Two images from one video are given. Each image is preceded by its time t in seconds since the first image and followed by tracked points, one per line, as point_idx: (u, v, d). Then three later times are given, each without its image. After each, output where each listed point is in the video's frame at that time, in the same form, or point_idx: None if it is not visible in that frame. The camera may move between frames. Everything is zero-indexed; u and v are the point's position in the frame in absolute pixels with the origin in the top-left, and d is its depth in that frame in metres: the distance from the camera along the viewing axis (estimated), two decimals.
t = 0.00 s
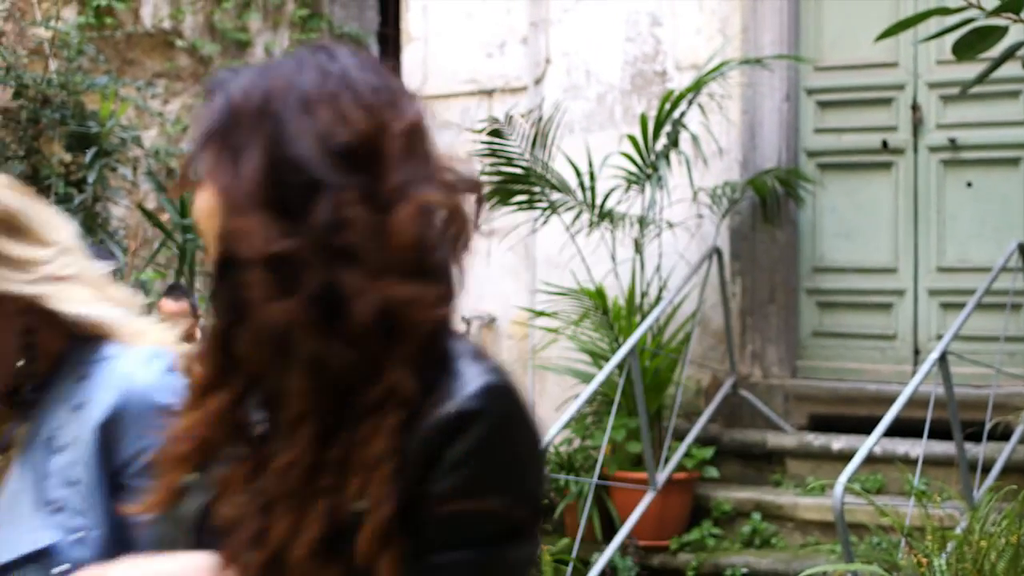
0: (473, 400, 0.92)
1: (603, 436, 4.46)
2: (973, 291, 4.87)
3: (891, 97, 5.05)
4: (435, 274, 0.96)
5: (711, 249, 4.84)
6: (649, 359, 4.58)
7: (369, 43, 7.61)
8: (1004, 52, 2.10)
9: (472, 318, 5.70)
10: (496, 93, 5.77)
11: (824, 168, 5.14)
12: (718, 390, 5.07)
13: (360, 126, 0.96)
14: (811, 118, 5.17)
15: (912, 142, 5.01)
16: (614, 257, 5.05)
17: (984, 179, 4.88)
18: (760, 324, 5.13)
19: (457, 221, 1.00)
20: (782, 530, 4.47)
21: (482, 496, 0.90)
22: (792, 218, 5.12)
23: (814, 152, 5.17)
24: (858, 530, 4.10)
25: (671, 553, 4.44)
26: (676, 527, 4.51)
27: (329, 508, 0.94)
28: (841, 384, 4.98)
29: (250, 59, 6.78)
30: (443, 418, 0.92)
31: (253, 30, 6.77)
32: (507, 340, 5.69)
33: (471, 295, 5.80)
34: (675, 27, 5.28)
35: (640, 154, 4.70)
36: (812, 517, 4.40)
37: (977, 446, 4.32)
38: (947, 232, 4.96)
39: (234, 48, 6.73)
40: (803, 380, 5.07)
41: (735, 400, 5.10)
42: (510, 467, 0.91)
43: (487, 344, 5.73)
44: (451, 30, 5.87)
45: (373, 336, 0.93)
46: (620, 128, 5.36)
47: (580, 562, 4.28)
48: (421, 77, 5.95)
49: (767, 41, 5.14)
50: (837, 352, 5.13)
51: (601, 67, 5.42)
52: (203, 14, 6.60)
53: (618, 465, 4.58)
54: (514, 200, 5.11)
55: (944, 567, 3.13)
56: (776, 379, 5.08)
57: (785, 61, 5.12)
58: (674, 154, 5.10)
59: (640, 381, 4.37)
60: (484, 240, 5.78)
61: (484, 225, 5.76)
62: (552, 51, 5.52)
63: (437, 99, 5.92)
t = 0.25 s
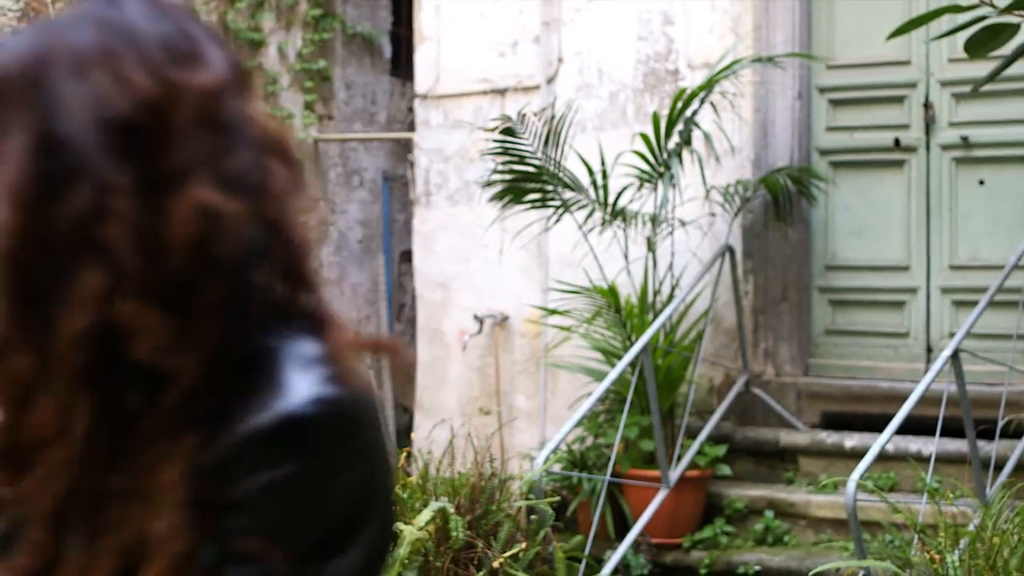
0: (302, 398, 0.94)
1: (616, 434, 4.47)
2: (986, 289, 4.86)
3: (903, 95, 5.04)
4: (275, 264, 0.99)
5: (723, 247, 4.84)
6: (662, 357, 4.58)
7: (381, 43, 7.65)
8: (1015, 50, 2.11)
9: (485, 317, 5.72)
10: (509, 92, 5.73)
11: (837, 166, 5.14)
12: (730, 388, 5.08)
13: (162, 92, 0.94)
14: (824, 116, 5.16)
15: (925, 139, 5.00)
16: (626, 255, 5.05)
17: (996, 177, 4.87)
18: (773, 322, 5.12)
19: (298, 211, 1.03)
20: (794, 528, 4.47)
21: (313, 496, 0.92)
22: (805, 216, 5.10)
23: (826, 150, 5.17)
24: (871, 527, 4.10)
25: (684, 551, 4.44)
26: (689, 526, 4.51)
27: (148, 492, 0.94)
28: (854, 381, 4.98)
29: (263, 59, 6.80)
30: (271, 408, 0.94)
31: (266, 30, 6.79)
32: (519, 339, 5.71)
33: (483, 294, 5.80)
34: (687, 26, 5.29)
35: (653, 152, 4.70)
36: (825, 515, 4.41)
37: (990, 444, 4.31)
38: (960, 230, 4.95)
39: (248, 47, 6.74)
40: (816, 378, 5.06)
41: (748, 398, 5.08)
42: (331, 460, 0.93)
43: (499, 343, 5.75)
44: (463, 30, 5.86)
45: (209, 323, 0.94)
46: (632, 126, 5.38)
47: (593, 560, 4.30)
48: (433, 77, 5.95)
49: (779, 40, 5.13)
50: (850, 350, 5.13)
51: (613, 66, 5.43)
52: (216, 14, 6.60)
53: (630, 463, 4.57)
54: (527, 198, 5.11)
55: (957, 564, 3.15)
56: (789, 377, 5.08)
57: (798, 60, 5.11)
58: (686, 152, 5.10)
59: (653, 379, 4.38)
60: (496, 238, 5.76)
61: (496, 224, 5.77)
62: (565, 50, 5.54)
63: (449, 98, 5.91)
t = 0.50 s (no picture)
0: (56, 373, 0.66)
1: (630, 430, 4.48)
2: (1000, 286, 4.86)
3: (917, 92, 5.03)
4: (61, 234, 0.71)
5: (736, 244, 4.83)
6: (676, 354, 4.58)
7: (395, 41, 7.67)
8: None
9: (499, 313, 5.74)
10: (522, 89, 5.74)
11: (850, 163, 5.13)
12: (744, 385, 5.10)
13: None
14: (837, 112, 5.15)
15: (939, 136, 4.99)
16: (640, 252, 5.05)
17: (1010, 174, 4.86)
18: (787, 319, 5.11)
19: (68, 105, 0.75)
20: (808, 524, 4.47)
21: (76, 501, 0.65)
22: (819, 212, 5.09)
23: (840, 146, 5.16)
24: (885, 523, 4.11)
25: (698, 547, 4.45)
26: (703, 522, 4.52)
27: None
28: (868, 378, 4.98)
29: (277, 56, 6.81)
30: (14, 384, 0.66)
31: (280, 28, 6.81)
32: (533, 335, 5.72)
33: (497, 291, 5.81)
34: (701, 23, 5.30)
35: (666, 149, 4.70)
36: (838, 511, 4.41)
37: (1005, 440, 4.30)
38: (974, 226, 4.94)
39: (262, 45, 6.76)
40: (829, 374, 5.06)
41: (762, 395, 5.09)
42: (101, 466, 0.66)
43: (513, 339, 5.76)
44: (477, 27, 5.87)
45: None
46: (646, 123, 5.39)
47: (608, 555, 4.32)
48: (447, 74, 5.95)
49: (793, 37, 5.14)
50: (863, 347, 5.12)
51: (627, 63, 5.45)
52: (230, 12, 6.60)
53: (644, 460, 4.58)
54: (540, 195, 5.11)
55: (972, 559, 3.18)
56: (802, 373, 5.08)
57: (812, 56, 5.11)
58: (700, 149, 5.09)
59: (667, 375, 4.38)
60: (510, 234, 5.79)
61: (510, 220, 5.79)
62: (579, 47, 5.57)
63: (462, 96, 5.92)
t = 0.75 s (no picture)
0: None
1: (643, 426, 4.49)
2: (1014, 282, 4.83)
3: (931, 87, 5.01)
4: None
5: (749, 240, 4.83)
6: (689, 350, 4.58)
7: (408, 37, 7.69)
8: None
9: (512, 309, 5.75)
10: (535, 86, 5.76)
11: (864, 159, 5.12)
12: (757, 380, 5.10)
13: None
14: (851, 108, 5.14)
15: (952, 132, 4.96)
16: (653, 248, 5.05)
17: None
18: (800, 315, 5.11)
19: None
20: (821, 520, 4.47)
21: None
22: (831, 208, 5.09)
23: (853, 142, 5.15)
24: (898, 520, 4.10)
25: (711, 542, 4.45)
26: (716, 517, 4.53)
27: None
28: (880, 374, 4.97)
29: (291, 53, 6.84)
30: None
31: (294, 24, 6.84)
32: (546, 331, 5.73)
33: (510, 287, 5.82)
34: (715, 19, 5.28)
35: (679, 145, 4.70)
36: (851, 507, 4.40)
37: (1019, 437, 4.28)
38: (988, 222, 4.91)
39: (276, 42, 6.78)
40: (842, 371, 5.05)
41: (775, 391, 5.09)
42: None
43: (526, 335, 5.77)
44: (490, 24, 5.89)
45: None
46: (659, 119, 5.39)
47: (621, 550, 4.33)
48: (460, 70, 5.98)
49: (807, 34, 5.12)
50: (877, 343, 5.11)
51: (640, 59, 5.45)
52: (244, 8, 6.62)
53: (657, 455, 4.58)
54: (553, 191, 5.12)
55: (985, 554, 3.18)
56: (816, 370, 5.07)
57: (825, 53, 5.11)
58: (713, 145, 5.09)
59: (680, 371, 4.39)
60: (523, 231, 5.79)
61: (523, 217, 5.80)
62: (593, 43, 5.56)
63: (475, 92, 5.94)
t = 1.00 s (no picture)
0: None
1: (658, 420, 4.49)
2: None
3: (945, 83, 5.00)
4: None
5: (764, 235, 4.83)
6: (704, 344, 4.58)
7: (422, 33, 7.70)
8: None
9: (526, 304, 5.76)
10: (549, 81, 5.77)
11: (878, 154, 5.11)
12: (771, 375, 5.09)
13: None
14: (865, 104, 5.13)
15: (967, 127, 4.95)
16: (667, 243, 5.05)
17: None
18: (814, 310, 5.10)
19: None
20: (835, 515, 4.48)
21: None
22: (846, 203, 5.08)
23: (867, 138, 5.13)
24: (913, 515, 4.10)
25: (725, 537, 4.46)
26: (730, 512, 4.53)
27: None
28: (895, 369, 4.97)
29: (305, 48, 6.85)
30: None
31: (308, 19, 6.85)
32: (560, 326, 5.74)
33: (524, 282, 5.83)
34: (729, 14, 5.28)
35: (694, 139, 4.70)
36: (864, 502, 4.41)
37: None
38: (1003, 217, 4.89)
39: (290, 37, 6.79)
40: (857, 366, 5.05)
41: (789, 385, 5.08)
42: None
43: (540, 330, 5.78)
44: (504, 18, 5.89)
45: None
46: (673, 114, 5.39)
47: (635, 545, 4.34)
48: (474, 65, 5.98)
49: (821, 28, 5.12)
50: (891, 338, 5.09)
51: (654, 54, 5.44)
52: (258, 4, 6.61)
53: (672, 450, 4.59)
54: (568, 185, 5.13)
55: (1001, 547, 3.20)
56: (830, 365, 5.07)
57: (840, 47, 5.09)
58: (727, 140, 5.09)
59: (694, 365, 4.39)
60: (537, 226, 5.80)
61: (537, 212, 5.81)
62: (606, 38, 5.56)
63: (490, 87, 5.95)
